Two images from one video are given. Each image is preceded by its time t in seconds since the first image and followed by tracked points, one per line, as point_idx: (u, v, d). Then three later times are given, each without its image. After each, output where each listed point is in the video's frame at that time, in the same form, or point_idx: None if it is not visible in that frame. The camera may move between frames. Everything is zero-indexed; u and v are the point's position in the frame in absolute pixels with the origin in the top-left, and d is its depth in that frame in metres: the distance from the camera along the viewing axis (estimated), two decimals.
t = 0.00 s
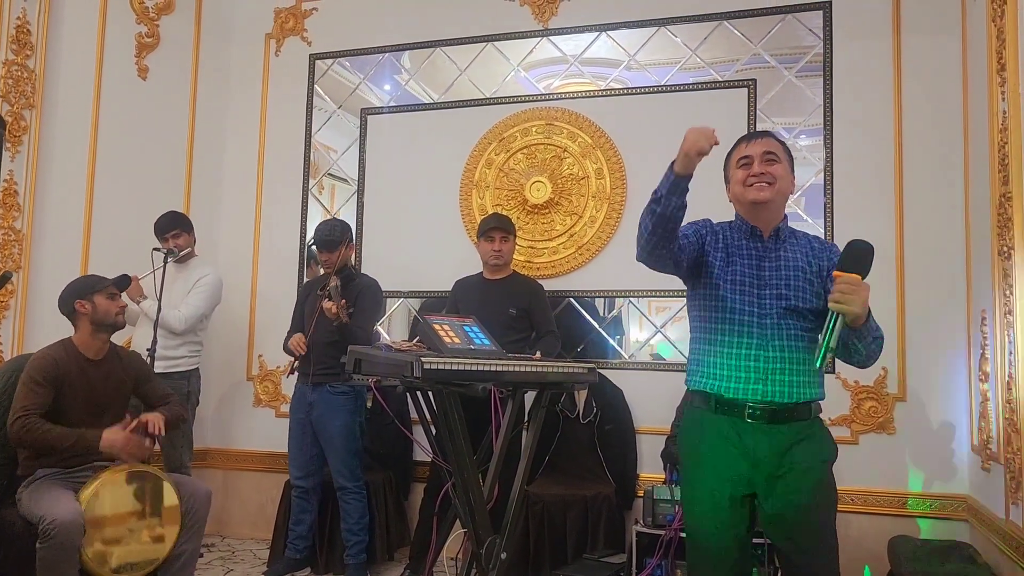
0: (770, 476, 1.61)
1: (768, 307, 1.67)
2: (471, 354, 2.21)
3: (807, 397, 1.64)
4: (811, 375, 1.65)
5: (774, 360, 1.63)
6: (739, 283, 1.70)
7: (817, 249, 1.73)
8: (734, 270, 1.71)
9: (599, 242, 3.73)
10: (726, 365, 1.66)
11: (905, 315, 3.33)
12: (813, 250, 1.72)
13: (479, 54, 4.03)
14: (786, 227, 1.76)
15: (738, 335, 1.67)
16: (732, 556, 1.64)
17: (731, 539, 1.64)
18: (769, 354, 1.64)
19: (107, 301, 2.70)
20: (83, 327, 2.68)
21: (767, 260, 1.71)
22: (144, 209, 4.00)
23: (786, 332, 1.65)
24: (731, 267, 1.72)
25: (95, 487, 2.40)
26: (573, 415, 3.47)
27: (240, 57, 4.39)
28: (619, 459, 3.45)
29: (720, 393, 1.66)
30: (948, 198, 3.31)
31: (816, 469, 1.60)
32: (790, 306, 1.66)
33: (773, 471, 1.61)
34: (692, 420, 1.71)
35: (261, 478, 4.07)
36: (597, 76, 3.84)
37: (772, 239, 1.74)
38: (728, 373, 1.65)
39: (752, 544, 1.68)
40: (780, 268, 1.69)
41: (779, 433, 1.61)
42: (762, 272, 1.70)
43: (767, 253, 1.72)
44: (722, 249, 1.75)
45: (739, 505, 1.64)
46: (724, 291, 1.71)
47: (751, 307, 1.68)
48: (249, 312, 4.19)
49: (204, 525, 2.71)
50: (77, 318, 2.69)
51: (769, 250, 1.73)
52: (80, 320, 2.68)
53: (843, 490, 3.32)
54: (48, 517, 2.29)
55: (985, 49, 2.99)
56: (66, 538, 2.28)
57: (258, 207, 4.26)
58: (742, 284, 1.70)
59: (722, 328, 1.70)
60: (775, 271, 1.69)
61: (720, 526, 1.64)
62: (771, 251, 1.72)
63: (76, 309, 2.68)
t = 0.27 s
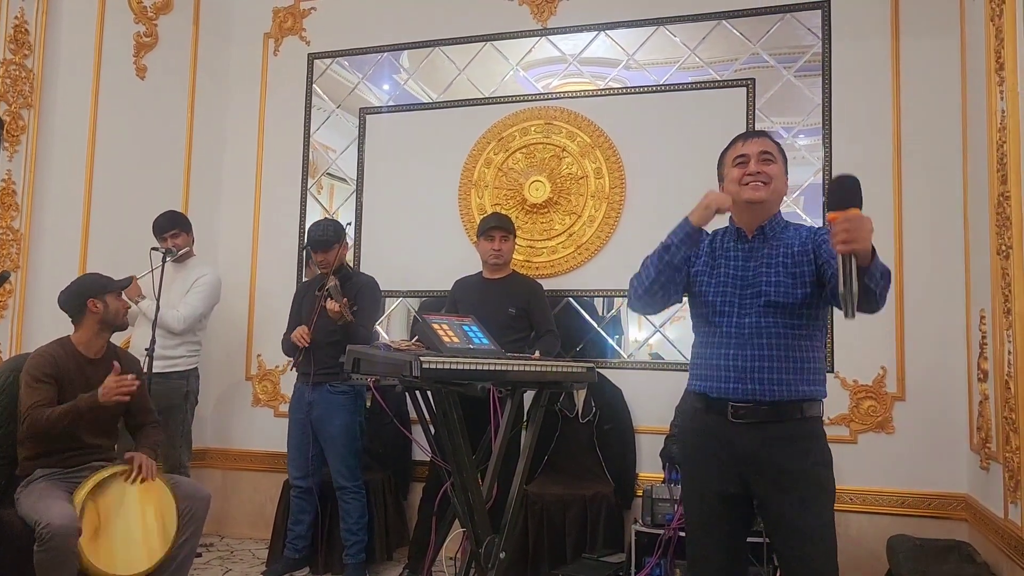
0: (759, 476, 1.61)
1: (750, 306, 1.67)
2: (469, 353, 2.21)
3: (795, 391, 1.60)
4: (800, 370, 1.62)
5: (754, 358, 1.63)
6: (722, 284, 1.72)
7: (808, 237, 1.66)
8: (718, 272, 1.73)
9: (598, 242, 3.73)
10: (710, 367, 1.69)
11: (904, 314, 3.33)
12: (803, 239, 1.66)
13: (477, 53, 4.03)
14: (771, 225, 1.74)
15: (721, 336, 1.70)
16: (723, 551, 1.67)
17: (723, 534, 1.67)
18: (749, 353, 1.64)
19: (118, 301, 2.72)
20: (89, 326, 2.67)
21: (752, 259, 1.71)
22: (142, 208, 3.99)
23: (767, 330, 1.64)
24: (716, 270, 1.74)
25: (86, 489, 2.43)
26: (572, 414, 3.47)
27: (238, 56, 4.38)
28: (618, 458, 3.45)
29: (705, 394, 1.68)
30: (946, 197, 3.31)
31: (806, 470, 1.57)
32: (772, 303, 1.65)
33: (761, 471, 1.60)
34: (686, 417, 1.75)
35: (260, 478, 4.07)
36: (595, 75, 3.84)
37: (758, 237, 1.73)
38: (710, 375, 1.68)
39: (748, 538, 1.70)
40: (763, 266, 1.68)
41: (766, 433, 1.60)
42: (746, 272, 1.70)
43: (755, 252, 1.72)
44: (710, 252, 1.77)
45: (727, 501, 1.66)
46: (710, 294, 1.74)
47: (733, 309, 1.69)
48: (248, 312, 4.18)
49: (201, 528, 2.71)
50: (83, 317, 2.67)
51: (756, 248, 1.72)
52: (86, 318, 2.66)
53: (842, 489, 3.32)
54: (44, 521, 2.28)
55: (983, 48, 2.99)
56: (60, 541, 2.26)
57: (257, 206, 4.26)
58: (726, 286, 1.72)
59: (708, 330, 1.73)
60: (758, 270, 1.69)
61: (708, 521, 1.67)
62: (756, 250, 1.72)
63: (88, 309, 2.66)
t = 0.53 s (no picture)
0: (756, 475, 1.61)
1: (748, 300, 1.67)
2: (468, 352, 2.21)
3: (790, 383, 1.59)
4: (796, 362, 1.60)
5: (750, 352, 1.63)
6: (721, 279, 1.72)
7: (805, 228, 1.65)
8: (717, 267, 1.74)
9: (597, 240, 3.73)
10: (708, 361, 1.69)
11: (902, 313, 3.33)
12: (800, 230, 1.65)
13: (476, 52, 4.02)
14: (770, 217, 1.72)
15: (718, 331, 1.70)
16: (723, 552, 1.66)
17: (722, 534, 1.67)
18: (746, 347, 1.64)
19: (118, 301, 2.73)
20: (89, 326, 2.67)
21: (750, 253, 1.71)
22: (140, 207, 3.98)
23: (764, 323, 1.64)
24: (715, 265, 1.74)
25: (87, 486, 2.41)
26: (571, 413, 3.47)
27: (237, 55, 4.38)
28: (617, 457, 3.45)
29: (705, 389, 1.69)
30: (945, 196, 3.31)
31: (802, 469, 1.56)
32: (769, 296, 1.65)
33: (758, 470, 1.60)
34: (686, 413, 1.76)
35: (259, 477, 4.07)
36: (594, 74, 3.84)
37: (757, 231, 1.72)
38: (709, 370, 1.68)
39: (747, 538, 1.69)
40: (761, 260, 1.68)
41: (763, 430, 1.60)
42: (744, 266, 1.70)
43: (754, 246, 1.72)
44: (711, 248, 1.78)
45: (725, 499, 1.66)
46: (709, 290, 1.74)
47: (731, 303, 1.69)
48: (247, 311, 4.18)
49: (199, 527, 2.70)
50: (85, 316, 2.67)
51: (755, 242, 1.72)
52: (87, 318, 2.67)
53: (841, 488, 3.33)
54: (43, 521, 2.28)
55: (982, 47, 2.99)
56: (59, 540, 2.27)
57: (255, 205, 4.25)
58: (725, 281, 1.72)
59: (707, 326, 1.73)
60: (756, 264, 1.69)
61: (706, 518, 1.67)
62: (754, 245, 1.71)
63: (91, 309, 2.67)
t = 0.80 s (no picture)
0: (758, 475, 1.60)
1: (752, 303, 1.67)
2: (467, 350, 2.21)
3: (796, 389, 1.61)
4: (800, 367, 1.62)
5: (756, 356, 1.63)
6: (723, 281, 1.71)
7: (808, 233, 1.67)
8: (718, 269, 1.72)
9: (596, 239, 3.73)
10: (709, 364, 1.68)
11: (901, 311, 3.33)
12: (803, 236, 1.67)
13: (474, 51, 4.02)
14: (770, 219, 1.72)
15: (721, 334, 1.68)
16: (723, 553, 1.65)
17: (722, 535, 1.65)
18: (751, 351, 1.64)
19: (112, 299, 2.72)
20: (83, 324, 2.65)
21: (752, 255, 1.71)
22: (138, 206, 3.98)
23: (769, 328, 1.64)
24: (715, 266, 1.73)
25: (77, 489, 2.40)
26: (570, 412, 3.46)
27: (235, 54, 4.37)
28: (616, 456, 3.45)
29: (706, 391, 1.68)
30: (943, 194, 3.31)
31: (805, 469, 1.56)
32: (773, 301, 1.65)
33: (760, 471, 1.59)
34: (683, 414, 1.75)
35: (257, 476, 4.07)
36: (593, 73, 3.84)
37: (758, 233, 1.72)
38: (711, 373, 1.67)
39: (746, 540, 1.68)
40: (764, 264, 1.68)
41: (765, 433, 1.59)
42: (746, 269, 1.70)
43: (754, 248, 1.71)
44: (709, 248, 1.76)
45: (726, 500, 1.65)
46: (709, 291, 1.72)
47: (734, 305, 1.69)
48: (245, 310, 4.18)
49: (197, 524, 2.70)
50: (77, 313, 2.65)
51: (756, 244, 1.71)
52: (81, 316, 2.65)
53: (839, 486, 3.33)
54: (37, 519, 2.29)
55: (980, 45, 2.99)
56: (55, 538, 2.27)
57: (253, 204, 4.25)
58: (726, 283, 1.70)
59: (707, 328, 1.72)
60: (759, 267, 1.68)
61: (707, 521, 1.66)
62: (756, 247, 1.71)
63: (84, 307, 2.66)
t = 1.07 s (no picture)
0: (760, 474, 1.59)
1: (758, 301, 1.67)
2: (466, 349, 2.20)
3: (803, 387, 1.61)
4: (804, 366, 1.63)
5: (763, 353, 1.63)
6: (728, 278, 1.70)
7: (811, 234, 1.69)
8: (723, 266, 1.71)
9: (595, 237, 3.72)
10: (714, 361, 1.67)
11: (900, 310, 3.32)
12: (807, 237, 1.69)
13: (473, 49, 4.01)
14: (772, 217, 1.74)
15: (726, 331, 1.67)
16: (723, 552, 1.64)
17: (723, 536, 1.64)
18: (758, 349, 1.63)
19: (106, 298, 2.71)
20: (79, 324, 2.66)
21: (756, 254, 1.71)
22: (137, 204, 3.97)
23: (775, 326, 1.65)
24: (718, 264, 1.72)
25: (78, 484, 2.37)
26: (569, 410, 3.46)
27: (234, 52, 4.37)
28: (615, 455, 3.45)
29: (710, 389, 1.66)
30: (942, 193, 3.31)
31: (807, 468, 1.56)
32: (779, 299, 1.66)
33: (762, 470, 1.59)
34: (684, 413, 1.73)
35: (256, 474, 4.06)
36: (592, 71, 3.83)
37: (761, 232, 1.73)
38: (717, 370, 1.65)
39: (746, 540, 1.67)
40: (769, 262, 1.69)
41: (769, 432, 1.59)
42: (751, 267, 1.70)
43: (758, 247, 1.72)
44: (712, 245, 1.75)
45: (728, 500, 1.63)
46: (713, 289, 1.71)
47: (739, 303, 1.68)
48: (243, 308, 4.17)
49: (196, 522, 2.70)
50: (72, 313, 2.66)
51: (760, 243, 1.72)
52: (76, 315, 2.66)
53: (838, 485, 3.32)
54: (37, 516, 2.28)
55: (979, 44, 2.99)
56: (54, 535, 2.27)
57: (252, 202, 4.24)
58: (731, 281, 1.70)
59: (710, 325, 1.70)
60: (764, 266, 1.69)
61: (708, 521, 1.64)
62: (759, 246, 1.71)
63: (79, 306, 2.65)
